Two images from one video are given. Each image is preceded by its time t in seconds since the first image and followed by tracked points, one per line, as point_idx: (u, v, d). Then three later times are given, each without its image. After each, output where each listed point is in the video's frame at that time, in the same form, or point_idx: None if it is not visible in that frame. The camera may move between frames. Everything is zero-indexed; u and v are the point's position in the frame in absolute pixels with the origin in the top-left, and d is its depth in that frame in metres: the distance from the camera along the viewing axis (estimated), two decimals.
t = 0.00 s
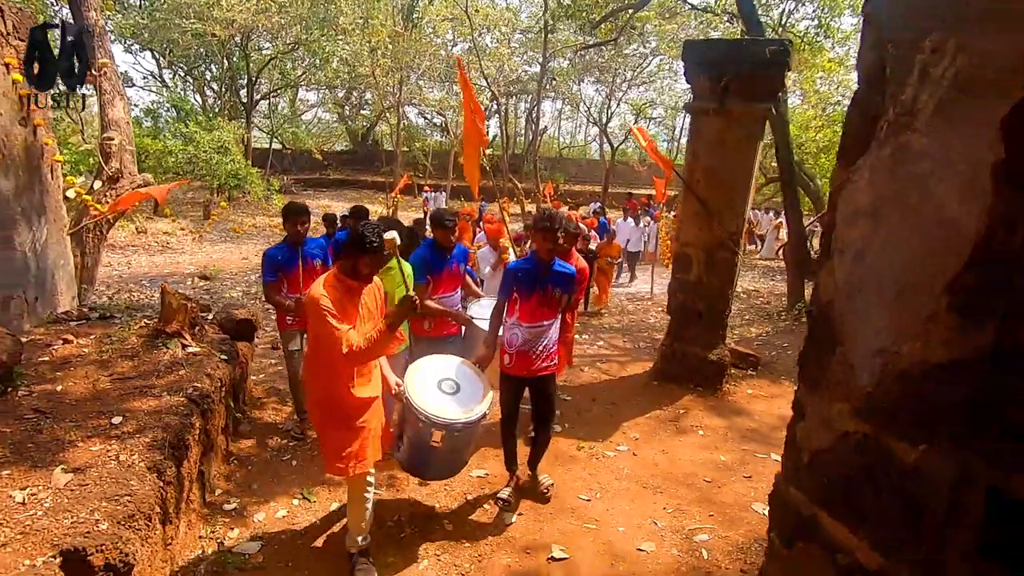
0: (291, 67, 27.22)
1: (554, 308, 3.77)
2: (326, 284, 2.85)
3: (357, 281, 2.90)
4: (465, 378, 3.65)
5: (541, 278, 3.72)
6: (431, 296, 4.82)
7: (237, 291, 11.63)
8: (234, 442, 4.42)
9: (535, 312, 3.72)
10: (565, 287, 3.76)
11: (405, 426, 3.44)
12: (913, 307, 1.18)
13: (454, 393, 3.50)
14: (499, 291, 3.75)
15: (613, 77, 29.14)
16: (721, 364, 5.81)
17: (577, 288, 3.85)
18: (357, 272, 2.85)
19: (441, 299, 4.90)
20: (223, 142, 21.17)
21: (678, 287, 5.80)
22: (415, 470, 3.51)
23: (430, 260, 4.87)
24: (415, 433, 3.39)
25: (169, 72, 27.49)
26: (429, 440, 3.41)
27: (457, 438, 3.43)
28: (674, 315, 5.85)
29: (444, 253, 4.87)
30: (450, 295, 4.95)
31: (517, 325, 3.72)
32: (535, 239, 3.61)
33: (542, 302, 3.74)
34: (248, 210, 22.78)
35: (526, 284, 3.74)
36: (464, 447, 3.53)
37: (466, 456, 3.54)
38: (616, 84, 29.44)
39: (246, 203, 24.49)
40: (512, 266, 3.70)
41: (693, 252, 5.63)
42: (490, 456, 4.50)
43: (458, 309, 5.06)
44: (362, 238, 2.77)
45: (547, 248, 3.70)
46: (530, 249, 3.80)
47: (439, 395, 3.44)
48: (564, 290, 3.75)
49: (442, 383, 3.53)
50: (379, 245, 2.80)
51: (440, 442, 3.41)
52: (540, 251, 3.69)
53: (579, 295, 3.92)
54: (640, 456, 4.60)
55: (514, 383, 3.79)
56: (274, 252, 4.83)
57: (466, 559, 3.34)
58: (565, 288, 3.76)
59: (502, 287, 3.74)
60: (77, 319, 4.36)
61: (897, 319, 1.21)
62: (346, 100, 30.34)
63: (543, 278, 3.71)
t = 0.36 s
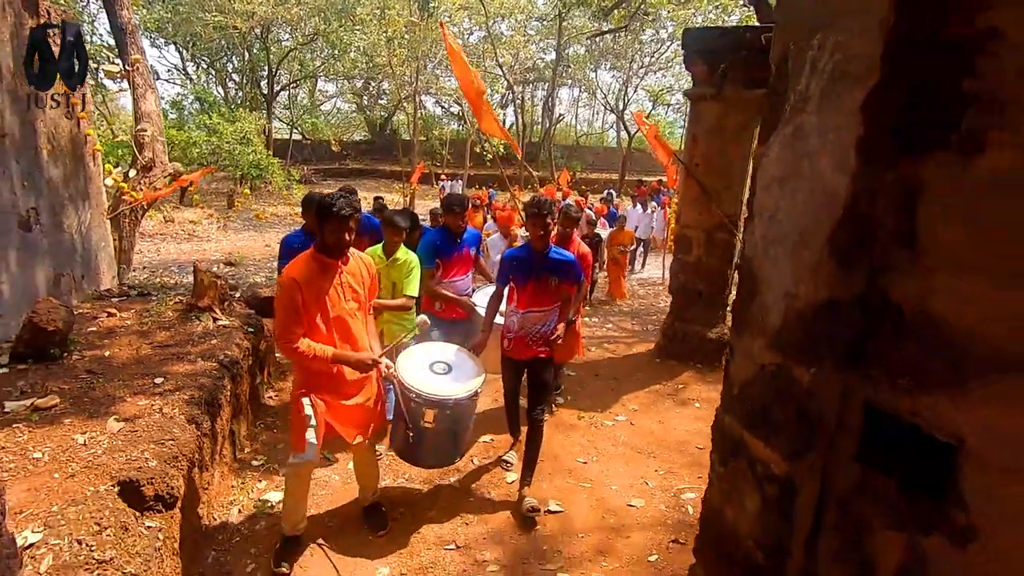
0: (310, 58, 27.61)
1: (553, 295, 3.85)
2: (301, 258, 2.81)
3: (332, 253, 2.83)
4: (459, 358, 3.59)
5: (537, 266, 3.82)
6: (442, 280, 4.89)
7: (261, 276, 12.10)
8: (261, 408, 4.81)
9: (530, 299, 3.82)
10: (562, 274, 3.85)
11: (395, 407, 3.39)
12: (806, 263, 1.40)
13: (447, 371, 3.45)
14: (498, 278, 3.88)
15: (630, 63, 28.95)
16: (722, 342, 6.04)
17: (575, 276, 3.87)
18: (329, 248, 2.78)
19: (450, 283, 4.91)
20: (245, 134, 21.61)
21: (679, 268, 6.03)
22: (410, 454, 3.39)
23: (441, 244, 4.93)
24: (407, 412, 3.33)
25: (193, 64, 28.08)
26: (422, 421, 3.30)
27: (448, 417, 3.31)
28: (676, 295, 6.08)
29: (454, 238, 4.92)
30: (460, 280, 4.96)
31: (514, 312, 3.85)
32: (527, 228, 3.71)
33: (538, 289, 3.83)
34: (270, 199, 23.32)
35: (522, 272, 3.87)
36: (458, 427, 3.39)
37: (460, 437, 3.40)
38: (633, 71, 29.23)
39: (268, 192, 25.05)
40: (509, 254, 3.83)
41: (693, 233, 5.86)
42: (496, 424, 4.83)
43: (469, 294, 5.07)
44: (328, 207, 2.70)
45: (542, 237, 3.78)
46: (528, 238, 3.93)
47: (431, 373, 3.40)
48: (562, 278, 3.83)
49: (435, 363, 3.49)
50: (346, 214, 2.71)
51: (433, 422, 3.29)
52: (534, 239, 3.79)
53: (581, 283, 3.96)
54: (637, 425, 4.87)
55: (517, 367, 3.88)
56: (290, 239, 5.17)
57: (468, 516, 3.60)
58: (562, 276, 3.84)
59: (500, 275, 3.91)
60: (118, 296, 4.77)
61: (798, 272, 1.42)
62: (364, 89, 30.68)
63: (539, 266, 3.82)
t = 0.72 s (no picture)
0: (322, 50, 27.87)
1: (567, 278, 3.77)
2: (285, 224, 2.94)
3: (312, 219, 2.93)
4: (466, 337, 3.71)
5: (552, 248, 3.72)
6: (451, 269, 5.05)
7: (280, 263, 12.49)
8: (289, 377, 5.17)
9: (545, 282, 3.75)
10: (576, 258, 3.75)
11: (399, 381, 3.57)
12: (764, 207, 1.67)
13: (450, 349, 3.57)
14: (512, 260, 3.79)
15: (641, 49, 28.85)
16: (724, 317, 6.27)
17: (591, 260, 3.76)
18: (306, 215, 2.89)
19: (458, 271, 5.06)
20: (261, 126, 21.87)
21: (683, 245, 6.26)
22: (408, 428, 3.59)
23: (443, 234, 5.06)
24: (408, 385, 3.50)
25: (209, 58, 28.55)
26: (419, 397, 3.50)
27: (445, 393, 3.46)
28: (680, 272, 6.31)
29: (456, 226, 5.04)
30: (469, 265, 5.10)
31: (529, 294, 3.77)
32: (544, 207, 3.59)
33: (552, 271, 3.75)
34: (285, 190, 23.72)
35: (538, 253, 3.75)
36: (455, 403, 3.51)
37: (457, 414, 3.50)
38: (644, 58, 29.11)
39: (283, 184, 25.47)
40: (524, 235, 3.73)
41: (696, 212, 6.08)
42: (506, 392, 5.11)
43: (479, 280, 5.20)
44: (302, 171, 2.81)
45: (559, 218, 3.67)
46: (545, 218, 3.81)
47: (432, 350, 3.55)
48: (576, 261, 3.73)
49: (440, 338, 3.62)
50: (318, 175, 2.81)
51: (429, 399, 3.46)
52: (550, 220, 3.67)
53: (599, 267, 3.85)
54: (642, 394, 5.11)
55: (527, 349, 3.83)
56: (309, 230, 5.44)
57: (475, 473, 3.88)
58: (577, 259, 3.74)
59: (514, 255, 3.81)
60: (157, 273, 5.15)
61: (758, 216, 1.68)
62: (376, 81, 30.92)
63: (554, 249, 3.72)
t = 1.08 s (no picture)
0: (322, 39, 27.86)
1: (561, 267, 3.55)
2: (298, 210, 2.92)
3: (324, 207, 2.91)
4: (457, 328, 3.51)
5: (542, 239, 3.51)
6: (449, 251, 5.19)
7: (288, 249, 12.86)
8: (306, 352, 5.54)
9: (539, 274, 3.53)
10: (567, 247, 3.51)
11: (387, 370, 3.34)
12: (716, 180, 1.99)
13: (441, 339, 3.36)
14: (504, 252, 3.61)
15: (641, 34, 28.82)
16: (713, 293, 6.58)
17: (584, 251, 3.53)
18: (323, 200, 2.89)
19: (455, 253, 5.21)
20: (264, 115, 21.92)
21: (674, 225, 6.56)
22: (397, 416, 3.36)
23: (441, 217, 5.18)
24: (395, 375, 3.28)
25: (210, 48, 28.63)
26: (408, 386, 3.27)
27: (433, 385, 3.24)
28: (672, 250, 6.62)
29: (454, 208, 5.15)
30: (467, 247, 5.23)
31: (525, 286, 3.55)
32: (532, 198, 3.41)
33: (545, 263, 3.54)
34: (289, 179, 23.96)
35: (528, 244, 3.56)
36: (444, 396, 3.31)
37: (445, 406, 3.31)
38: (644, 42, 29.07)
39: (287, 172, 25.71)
40: (514, 225, 3.52)
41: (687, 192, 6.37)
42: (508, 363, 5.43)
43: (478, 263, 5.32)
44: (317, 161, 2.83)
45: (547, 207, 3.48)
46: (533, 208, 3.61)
47: (424, 338, 3.35)
48: (568, 250, 3.50)
49: (432, 328, 3.43)
50: (333, 168, 2.82)
51: (418, 388, 3.24)
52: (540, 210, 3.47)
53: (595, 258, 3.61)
54: (633, 365, 5.44)
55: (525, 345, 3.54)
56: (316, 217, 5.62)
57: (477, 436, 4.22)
58: (569, 248, 3.51)
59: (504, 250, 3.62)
60: (177, 255, 5.50)
61: (712, 187, 2.01)
62: (376, 68, 30.98)
63: (545, 238, 3.51)
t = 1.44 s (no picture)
0: (325, 10, 27.66)
1: (539, 232, 3.75)
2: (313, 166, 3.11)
3: (337, 165, 3.10)
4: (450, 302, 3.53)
5: (518, 205, 3.69)
6: (450, 226, 5.09)
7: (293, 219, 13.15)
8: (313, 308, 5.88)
9: (519, 239, 3.74)
10: (544, 212, 3.72)
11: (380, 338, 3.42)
12: (676, 138, 2.28)
13: (432, 309, 3.40)
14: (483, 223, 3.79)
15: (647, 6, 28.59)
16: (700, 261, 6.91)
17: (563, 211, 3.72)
18: (334, 157, 3.05)
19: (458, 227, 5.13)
20: (268, 87, 22.00)
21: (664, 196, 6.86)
22: (387, 385, 3.43)
23: (446, 188, 5.12)
24: (386, 340, 3.35)
25: (213, 19, 28.48)
26: (397, 353, 3.33)
27: (421, 350, 3.28)
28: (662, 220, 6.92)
29: (459, 182, 5.10)
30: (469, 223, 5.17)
31: (507, 255, 3.74)
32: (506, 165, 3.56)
33: (524, 228, 3.73)
34: (293, 152, 24.12)
35: (505, 212, 3.75)
36: (433, 363, 3.35)
37: (434, 374, 3.33)
38: (650, 15, 28.91)
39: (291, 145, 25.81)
40: (488, 195, 3.70)
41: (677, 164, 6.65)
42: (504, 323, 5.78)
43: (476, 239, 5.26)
44: (334, 120, 2.98)
45: (523, 172, 3.63)
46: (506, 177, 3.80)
47: (416, 306, 3.41)
48: (545, 214, 3.71)
49: (424, 299, 3.47)
50: (345, 128, 2.98)
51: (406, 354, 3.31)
52: (514, 176, 3.63)
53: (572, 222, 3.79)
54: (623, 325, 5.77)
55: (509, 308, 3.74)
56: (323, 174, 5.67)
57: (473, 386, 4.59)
58: (545, 213, 3.71)
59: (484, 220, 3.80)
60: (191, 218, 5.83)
61: (672, 147, 2.32)
62: (380, 40, 30.82)
63: (521, 205, 3.69)
